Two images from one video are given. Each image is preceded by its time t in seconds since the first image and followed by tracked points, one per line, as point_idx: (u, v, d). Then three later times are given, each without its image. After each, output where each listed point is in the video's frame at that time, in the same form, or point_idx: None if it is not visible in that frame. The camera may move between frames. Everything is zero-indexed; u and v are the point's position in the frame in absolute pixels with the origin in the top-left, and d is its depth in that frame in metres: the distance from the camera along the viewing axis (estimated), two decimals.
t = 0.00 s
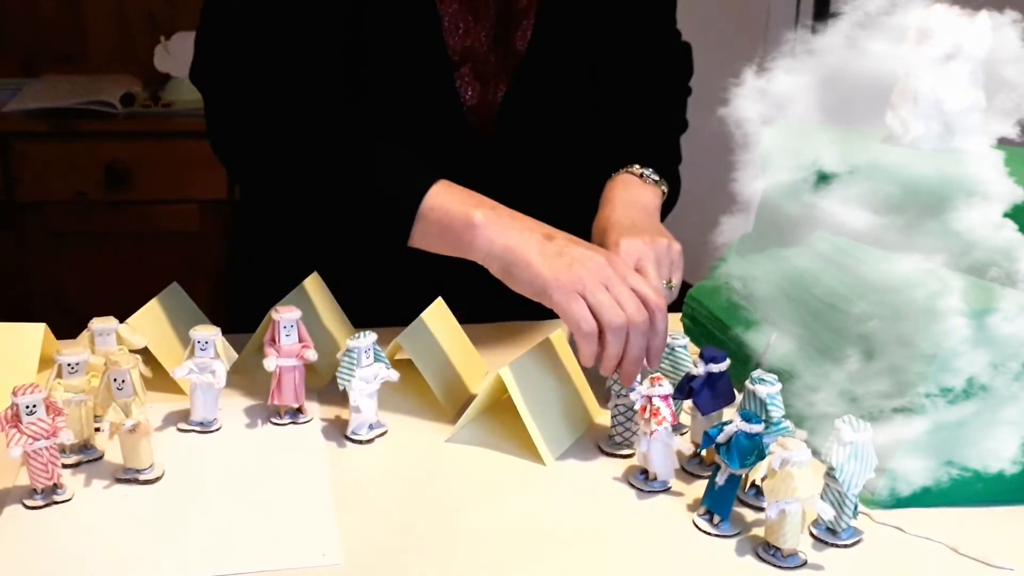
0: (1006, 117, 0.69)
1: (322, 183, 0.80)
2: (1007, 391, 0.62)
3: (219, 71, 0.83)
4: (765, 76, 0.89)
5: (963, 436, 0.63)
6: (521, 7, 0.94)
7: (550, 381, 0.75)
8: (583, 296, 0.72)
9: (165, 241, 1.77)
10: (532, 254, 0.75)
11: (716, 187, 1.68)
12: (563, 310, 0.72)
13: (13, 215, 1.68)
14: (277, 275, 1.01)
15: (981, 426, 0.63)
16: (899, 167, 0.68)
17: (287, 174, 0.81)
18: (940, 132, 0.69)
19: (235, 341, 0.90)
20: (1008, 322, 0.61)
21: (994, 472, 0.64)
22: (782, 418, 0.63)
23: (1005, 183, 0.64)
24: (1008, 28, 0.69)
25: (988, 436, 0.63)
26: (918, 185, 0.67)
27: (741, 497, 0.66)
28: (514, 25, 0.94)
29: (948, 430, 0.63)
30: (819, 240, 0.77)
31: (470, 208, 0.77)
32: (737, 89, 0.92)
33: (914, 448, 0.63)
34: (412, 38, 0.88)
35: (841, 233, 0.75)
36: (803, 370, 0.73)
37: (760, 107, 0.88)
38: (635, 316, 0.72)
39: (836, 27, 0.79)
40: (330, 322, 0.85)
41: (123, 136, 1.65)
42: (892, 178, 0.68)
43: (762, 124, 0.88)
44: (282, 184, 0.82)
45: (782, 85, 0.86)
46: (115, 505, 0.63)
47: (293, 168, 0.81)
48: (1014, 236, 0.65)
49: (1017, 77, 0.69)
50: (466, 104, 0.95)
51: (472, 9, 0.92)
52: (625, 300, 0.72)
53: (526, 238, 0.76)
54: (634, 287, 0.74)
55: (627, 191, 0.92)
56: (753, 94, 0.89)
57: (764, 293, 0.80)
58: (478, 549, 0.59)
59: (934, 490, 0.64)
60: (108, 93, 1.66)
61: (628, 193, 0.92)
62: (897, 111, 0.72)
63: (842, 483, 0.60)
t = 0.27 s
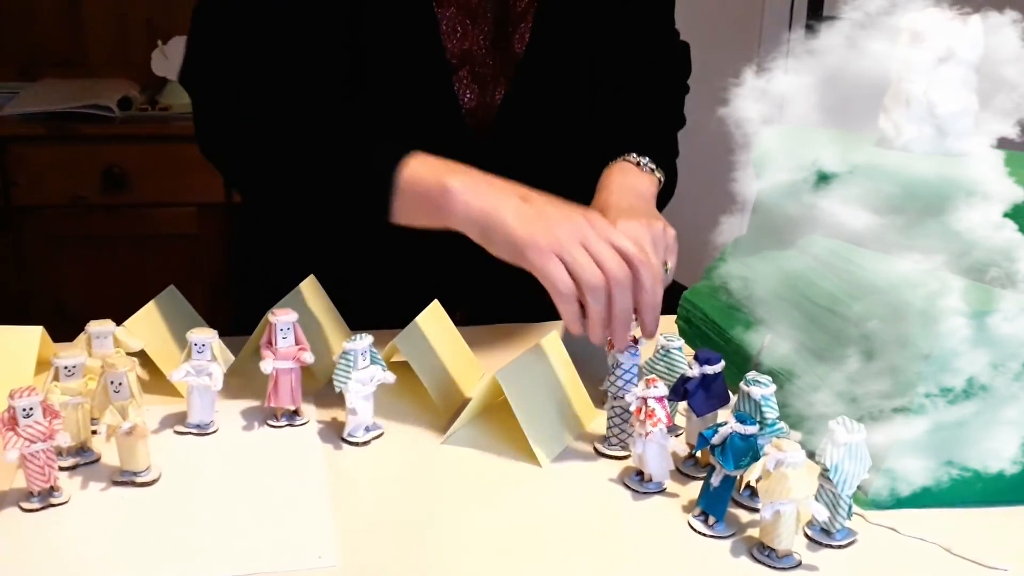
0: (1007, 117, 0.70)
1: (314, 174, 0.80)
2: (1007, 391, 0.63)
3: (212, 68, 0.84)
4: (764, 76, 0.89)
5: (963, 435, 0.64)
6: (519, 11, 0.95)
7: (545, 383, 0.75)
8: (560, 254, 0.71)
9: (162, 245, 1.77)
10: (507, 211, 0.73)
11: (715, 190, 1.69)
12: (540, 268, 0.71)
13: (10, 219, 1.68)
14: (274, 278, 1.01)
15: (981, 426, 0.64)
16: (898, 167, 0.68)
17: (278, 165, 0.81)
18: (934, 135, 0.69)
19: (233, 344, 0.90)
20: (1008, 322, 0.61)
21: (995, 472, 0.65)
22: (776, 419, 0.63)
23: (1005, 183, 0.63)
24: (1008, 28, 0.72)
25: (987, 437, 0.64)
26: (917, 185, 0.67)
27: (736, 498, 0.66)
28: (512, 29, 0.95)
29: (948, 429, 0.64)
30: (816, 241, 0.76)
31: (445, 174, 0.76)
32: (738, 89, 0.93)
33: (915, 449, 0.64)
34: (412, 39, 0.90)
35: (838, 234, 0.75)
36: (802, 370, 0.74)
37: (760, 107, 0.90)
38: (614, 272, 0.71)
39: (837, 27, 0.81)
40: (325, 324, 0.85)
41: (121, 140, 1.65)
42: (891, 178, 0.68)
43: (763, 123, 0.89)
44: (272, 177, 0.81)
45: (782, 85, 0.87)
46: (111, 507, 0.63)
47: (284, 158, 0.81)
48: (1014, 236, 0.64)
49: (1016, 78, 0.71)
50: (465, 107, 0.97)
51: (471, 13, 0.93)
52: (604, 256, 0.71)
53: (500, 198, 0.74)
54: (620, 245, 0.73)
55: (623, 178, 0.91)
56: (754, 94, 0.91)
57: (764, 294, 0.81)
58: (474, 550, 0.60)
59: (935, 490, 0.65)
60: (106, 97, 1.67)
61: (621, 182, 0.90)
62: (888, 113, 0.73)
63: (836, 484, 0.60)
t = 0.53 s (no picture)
0: (1007, 117, 0.70)
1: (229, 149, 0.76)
2: (1007, 391, 0.63)
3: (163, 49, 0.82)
4: (763, 75, 0.89)
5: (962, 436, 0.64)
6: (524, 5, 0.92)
7: (543, 383, 0.75)
8: (203, 139, 0.64)
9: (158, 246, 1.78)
10: (207, 95, 0.65)
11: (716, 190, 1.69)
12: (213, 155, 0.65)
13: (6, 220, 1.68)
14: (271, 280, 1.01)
15: (981, 426, 0.64)
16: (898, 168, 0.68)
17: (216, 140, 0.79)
18: (931, 135, 0.70)
19: (229, 346, 0.90)
20: (1009, 321, 0.62)
21: (995, 472, 0.65)
22: (774, 420, 0.63)
23: (1005, 183, 0.63)
24: (1009, 28, 0.72)
25: (988, 437, 0.64)
26: (918, 185, 0.67)
27: (733, 499, 0.66)
28: (518, 23, 0.93)
29: (948, 430, 0.64)
30: (817, 243, 0.77)
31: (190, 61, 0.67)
32: (737, 89, 0.94)
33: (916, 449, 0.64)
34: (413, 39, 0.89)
35: (838, 234, 0.75)
36: (801, 370, 0.74)
37: (760, 106, 0.90)
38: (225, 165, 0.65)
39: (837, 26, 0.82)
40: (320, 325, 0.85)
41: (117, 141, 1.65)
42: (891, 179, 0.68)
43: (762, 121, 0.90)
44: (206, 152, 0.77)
45: (781, 85, 0.86)
46: (108, 509, 0.63)
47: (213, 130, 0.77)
48: (1014, 236, 0.64)
49: (1016, 78, 0.71)
50: (469, 100, 0.94)
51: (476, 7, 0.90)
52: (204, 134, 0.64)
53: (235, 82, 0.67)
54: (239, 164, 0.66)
55: (608, 110, 0.87)
56: (754, 94, 0.91)
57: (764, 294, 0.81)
58: (472, 552, 0.59)
59: (935, 490, 0.65)
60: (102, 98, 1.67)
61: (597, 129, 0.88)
62: (886, 113, 0.73)
63: (835, 483, 0.60)
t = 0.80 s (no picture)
0: (1006, 117, 0.70)
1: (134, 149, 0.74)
2: (1007, 391, 0.63)
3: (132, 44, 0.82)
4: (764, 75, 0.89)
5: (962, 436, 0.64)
6: None
7: (541, 384, 0.75)
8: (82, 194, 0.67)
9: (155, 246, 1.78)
10: (95, 202, 0.66)
11: (714, 191, 1.69)
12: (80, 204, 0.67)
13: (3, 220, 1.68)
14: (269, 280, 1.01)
15: (981, 426, 0.64)
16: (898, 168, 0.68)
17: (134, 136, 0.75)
18: (929, 135, 0.70)
19: (227, 346, 0.90)
20: (1009, 321, 0.62)
21: (994, 472, 0.65)
22: (772, 421, 0.63)
23: (1005, 184, 0.63)
24: (1006, 29, 0.71)
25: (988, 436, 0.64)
26: (919, 185, 0.67)
27: (732, 499, 0.66)
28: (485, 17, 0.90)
29: (948, 430, 0.64)
30: (816, 243, 0.76)
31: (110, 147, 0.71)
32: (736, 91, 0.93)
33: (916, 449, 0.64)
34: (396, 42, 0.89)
35: (836, 234, 0.75)
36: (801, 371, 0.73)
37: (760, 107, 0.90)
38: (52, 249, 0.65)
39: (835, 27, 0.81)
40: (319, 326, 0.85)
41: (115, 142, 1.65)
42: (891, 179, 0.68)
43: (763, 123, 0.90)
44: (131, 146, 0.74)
45: (781, 85, 0.86)
46: (106, 510, 0.63)
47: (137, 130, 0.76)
48: (1014, 237, 0.64)
49: (1017, 78, 0.70)
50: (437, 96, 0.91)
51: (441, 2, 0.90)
52: (84, 225, 0.65)
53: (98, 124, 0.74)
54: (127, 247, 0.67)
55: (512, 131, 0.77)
56: (754, 94, 0.91)
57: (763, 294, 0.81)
58: (470, 552, 0.59)
59: (934, 489, 0.65)
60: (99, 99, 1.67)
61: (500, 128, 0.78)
62: (885, 114, 0.74)
63: (832, 483, 0.60)
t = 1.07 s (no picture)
0: (1006, 117, 0.69)
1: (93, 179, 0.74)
2: (1007, 391, 0.63)
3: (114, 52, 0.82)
4: (764, 75, 0.89)
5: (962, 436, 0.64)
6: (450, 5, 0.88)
7: (539, 385, 0.75)
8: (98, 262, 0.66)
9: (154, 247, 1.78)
10: (119, 269, 0.66)
11: (711, 191, 1.68)
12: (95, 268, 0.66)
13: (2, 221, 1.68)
14: (267, 281, 1.01)
15: (981, 426, 0.64)
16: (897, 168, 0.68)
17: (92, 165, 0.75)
18: (928, 135, 0.70)
19: (225, 347, 0.90)
20: (1009, 322, 0.62)
21: (994, 471, 0.65)
22: (771, 421, 0.63)
23: (1004, 184, 0.63)
24: (1007, 29, 0.70)
25: (988, 436, 0.64)
26: (919, 185, 0.66)
27: (730, 500, 0.66)
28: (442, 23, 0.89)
29: (949, 429, 0.64)
30: (816, 243, 0.76)
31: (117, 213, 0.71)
32: (737, 89, 0.94)
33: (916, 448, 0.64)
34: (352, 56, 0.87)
35: (836, 234, 0.75)
36: (802, 370, 0.73)
37: (761, 107, 0.91)
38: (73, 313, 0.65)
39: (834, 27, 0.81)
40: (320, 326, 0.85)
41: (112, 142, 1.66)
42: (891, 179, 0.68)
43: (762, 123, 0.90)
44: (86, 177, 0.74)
45: (782, 85, 0.87)
46: (104, 511, 0.63)
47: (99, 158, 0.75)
48: (1014, 237, 0.64)
49: (1017, 78, 0.69)
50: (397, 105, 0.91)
51: (395, 10, 0.88)
52: (108, 292, 0.65)
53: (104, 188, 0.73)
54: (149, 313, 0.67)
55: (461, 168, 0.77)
56: (754, 94, 0.91)
57: (762, 293, 0.81)
58: (469, 553, 0.59)
59: (934, 489, 0.65)
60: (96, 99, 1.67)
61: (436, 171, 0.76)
62: (882, 115, 0.74)
63: (831, 484, 0.60)
